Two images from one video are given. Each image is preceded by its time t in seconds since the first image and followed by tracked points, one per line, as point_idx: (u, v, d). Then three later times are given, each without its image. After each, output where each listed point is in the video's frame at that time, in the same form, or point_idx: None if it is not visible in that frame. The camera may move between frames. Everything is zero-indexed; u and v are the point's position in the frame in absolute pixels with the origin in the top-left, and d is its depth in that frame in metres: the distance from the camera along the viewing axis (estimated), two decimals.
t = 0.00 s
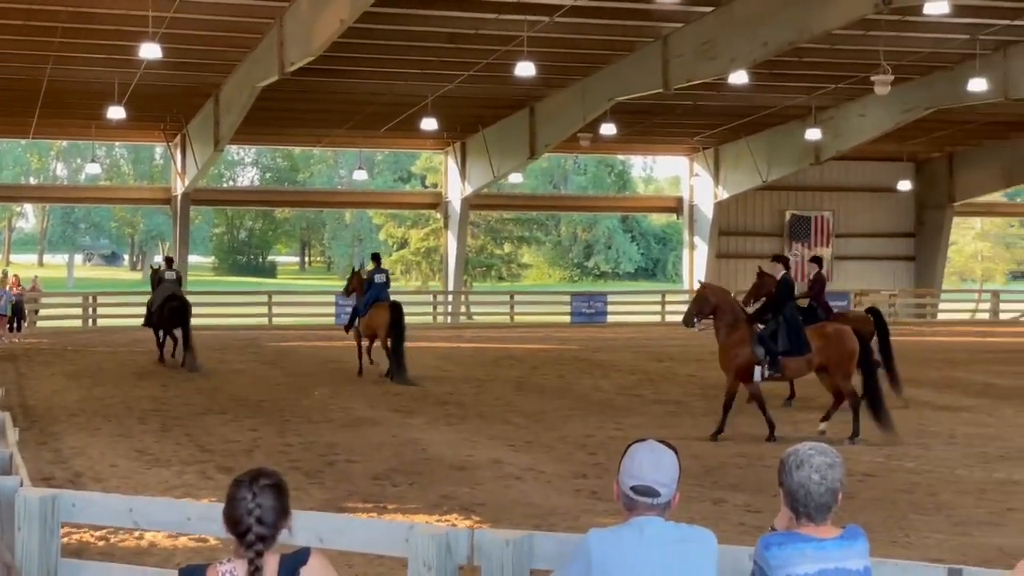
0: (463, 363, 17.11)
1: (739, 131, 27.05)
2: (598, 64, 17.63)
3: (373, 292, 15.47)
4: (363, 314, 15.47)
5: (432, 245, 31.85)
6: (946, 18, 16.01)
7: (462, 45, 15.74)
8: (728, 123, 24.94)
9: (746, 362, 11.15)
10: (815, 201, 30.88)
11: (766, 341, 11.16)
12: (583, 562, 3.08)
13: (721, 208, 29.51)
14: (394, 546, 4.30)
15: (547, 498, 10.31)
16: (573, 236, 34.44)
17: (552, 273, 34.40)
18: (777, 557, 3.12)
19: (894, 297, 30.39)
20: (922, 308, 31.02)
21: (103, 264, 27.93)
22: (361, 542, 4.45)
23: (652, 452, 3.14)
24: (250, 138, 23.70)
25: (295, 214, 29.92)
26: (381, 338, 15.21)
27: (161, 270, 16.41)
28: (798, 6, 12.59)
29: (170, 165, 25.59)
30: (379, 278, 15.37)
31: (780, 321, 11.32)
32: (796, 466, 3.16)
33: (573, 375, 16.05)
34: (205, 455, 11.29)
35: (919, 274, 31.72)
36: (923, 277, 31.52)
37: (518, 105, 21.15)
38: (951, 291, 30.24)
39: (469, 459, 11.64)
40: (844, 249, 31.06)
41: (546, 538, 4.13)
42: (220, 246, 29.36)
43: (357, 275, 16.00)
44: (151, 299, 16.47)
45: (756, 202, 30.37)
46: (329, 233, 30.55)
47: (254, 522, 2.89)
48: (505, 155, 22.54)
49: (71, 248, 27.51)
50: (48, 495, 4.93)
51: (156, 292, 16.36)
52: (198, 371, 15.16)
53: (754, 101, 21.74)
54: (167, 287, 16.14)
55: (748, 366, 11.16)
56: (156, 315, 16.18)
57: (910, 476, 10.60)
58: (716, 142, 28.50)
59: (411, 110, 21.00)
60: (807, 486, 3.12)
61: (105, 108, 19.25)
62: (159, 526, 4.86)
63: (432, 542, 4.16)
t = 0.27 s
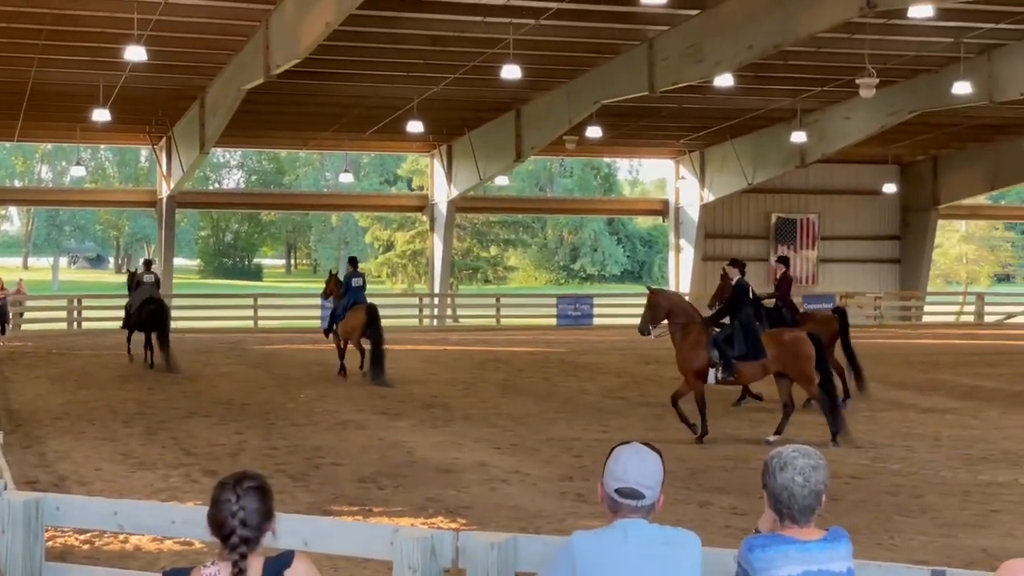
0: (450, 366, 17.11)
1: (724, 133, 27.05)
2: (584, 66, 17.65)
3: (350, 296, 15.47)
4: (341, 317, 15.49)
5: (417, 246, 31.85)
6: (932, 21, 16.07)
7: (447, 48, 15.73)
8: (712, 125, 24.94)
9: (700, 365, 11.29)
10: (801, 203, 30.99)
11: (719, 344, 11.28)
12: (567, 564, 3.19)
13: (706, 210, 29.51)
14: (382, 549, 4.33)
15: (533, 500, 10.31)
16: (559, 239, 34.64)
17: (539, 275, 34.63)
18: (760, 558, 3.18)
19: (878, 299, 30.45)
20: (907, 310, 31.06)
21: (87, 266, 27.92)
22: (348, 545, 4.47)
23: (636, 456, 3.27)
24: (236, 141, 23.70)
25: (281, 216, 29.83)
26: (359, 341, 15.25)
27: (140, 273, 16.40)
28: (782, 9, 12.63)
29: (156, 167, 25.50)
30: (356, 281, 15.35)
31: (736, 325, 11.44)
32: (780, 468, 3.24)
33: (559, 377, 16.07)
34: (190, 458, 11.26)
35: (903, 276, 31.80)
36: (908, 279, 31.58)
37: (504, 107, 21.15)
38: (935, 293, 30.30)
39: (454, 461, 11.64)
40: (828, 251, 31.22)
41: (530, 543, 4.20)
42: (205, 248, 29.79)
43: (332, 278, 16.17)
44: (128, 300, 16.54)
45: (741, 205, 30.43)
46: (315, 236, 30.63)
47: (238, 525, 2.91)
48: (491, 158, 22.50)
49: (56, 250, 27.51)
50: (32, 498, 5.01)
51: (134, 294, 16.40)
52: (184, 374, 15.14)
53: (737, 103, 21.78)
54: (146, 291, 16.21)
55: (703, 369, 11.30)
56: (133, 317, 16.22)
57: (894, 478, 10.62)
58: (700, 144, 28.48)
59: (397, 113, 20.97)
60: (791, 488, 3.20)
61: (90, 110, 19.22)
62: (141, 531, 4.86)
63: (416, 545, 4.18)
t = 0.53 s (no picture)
0: (439, 359, 17.12)
1: (712, 126, 27.05)
2: (573, 59, 17.66)
3: (330, 289, 15.77)
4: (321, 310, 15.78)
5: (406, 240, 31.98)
6: (920, 14, 16.08)
7: (435, 40, 15.71)
8: (701, 118, 25.00)
9: (660, 359, 11.09)
10: (787, 196, 31.02)
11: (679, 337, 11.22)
12: (553, 555, 3.22)
13: (695, 203, 29.54)
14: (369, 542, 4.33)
15: (521, 493, 10.32)
16: (548, 232, 34.88)
17: (528, 268, 34.70)
18: (747, 550, 3.28)
19: (866, 292, 30.49)
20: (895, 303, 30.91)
21: (75, 260, 28.11)
22: (334, 538, 4.45)
23: (626, 447, 3.31)
24: (223, 132, 23.67)
25: (270, 209, 30.40)
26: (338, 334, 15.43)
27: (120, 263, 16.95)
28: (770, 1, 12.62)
29: (144, 160, 25.49)
30: (335, 275, 15.62)
31: (693, 317, 11.46)
32: (767, 461, 3.29)
33: (548, 371, 16.07)
34: (178, 451, 11.25)
35: (891, 270, 31.83)
36: (897, 273, 31.59)
37: (493, 100, 21.15)
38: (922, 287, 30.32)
39: (443, 454, 11.64)
40: (816, 244, 31.25)
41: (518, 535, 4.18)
42: (195, 240, 29.38)
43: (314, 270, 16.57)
44: (108, 291, 17.03)
45: (731, 196, 30.46)
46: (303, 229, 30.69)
47: (225, 517, 2.93)
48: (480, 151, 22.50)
49: (44, 243, 27.59)
50: (18, 492, 4.98)
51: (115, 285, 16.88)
52: (173, 368, 15.12)
53: (725, 96, 21.80)
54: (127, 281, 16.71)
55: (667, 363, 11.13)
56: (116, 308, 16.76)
57: (881, 470, 10.64)
58: (689, 137, 28.49)
59: (386, 106, 20.98)
60: (776, 480, 3.25)
61: (77, 103, 19.21)
62: (130, 523, 4.82)
63: (404, 538, 4.16)
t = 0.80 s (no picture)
0: (438, 355, 17.12)
1: (711, 121, 27.01)
2: (571, 54, 17.65)
3: (320, 280, 16.27)
4: (311, 302, 16.20)
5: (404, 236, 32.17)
6: (919, 10, 16.07)
7: (434, 36, 15.70)
8: (700, 114, 24.99)
9: (625, 356, 11.39)
10: (785, 192, 31.00)
11: (642, 334, 11.36)
12: (552, 549, 3.23)
13: (693, 199, 29.52)
14: (365, 538, 4.31)
15: (520, 488, 10.33)
16: (547, 228, 34.83)
17: (526, 264, 34.72)
18: (745, 545, 3.28)
19: (865, 288, 30.45)
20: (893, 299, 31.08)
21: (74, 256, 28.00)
22: (332, 533, 4.45)
23: (624, 444, 3.32)
24: (222, 128, 23.69)
25: (268, 204, 30.01)
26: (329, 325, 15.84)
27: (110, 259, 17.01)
28: None
29: (142, 156, 25.46)
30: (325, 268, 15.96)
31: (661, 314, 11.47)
32: (765, 456, 3.30)
33: (546, 366, 16.08)
34: (177, 447, 11.26)
35: (890, 266, 31.83)
36: (895, 269, 31.60)
37: (491, 96, 21.16)
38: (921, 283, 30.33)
39: (441, 450, 11.65)
40: (814, 240, 31.25)
41: (514, 532, 4.24)
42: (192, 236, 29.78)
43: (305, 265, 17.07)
44: (100, 288, 17.12)
45: (729, 192, 30.50)
46: (302, 225, 30.83)
47: (223, 513, 2.92)
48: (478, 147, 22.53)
49: (42, 239, 27.61)
50: (17, 488, 5.01)
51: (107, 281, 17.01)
52: (172, 364, 15.13)
53: (723, 92, 21.81)
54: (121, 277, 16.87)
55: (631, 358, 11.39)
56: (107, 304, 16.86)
57: (879, 466, 10.64)
58: (687, 132, 28.47)
59: (383, 101, 20.97)
60: (775, 475, 3.26)
61: (75, 98, 19.20)
62: (126, 517, 4.84)
63: (402, 533, 4.18)
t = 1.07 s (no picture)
0: (436, 350, 17.11)
1: (709, 115, 27.00)
2: (568, 48, 17.64)
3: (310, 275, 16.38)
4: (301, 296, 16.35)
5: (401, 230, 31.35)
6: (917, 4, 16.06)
7: (432, 30, 15.70)
8: (698, 108, 24.99)
9: (591, 346, 11.36)
10: (784, 186, 31.00)
11: (609, 325, 11.30)
12: (550, 542, 3.23)
13: (690, 193, 29.52)
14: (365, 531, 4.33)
15: (517, 482, 10.34)
16: (545, 222, 34.76)
17: (523, 258, 34.75)
18: (744, 538, 3.29)
19: (862, 282, 30.60)
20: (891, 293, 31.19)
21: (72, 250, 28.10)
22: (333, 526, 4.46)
23: (623, 439, 3.32)
24: (221, 122, 23.73)
25: (266, 199, 30.20)
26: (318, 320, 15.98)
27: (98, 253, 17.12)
28: None
29: (140, 150, 25.48)
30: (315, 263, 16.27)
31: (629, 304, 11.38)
32: (763, 450, 3.29)
33: (544, 361, 16.08)
34: (175, 441, 11.27)
35: (888, 261, 31.82)
36: (893, 264, 31.59)
37: (488, 90, 21.16)
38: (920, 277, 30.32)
39: (439, 444, 11.65)
40: (813, 234, 31.25)
41: (513, 523, 4.20)
42: (190, 231, 29.76)
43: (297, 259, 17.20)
44: (92, 282, 17.30)
45: (725, 186, 30.42)
46: (300, 219, 30.93)
47: (222, 507, 2.93)
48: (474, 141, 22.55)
49: (40, 233, 27.66)
50: (14, 483, 4.99)
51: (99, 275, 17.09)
52: (170, 358, 15.13)
53: (722, 86, 21.81)
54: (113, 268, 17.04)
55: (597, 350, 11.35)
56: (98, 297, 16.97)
57: (877, 460, 10.64)
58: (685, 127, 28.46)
59: (380, 95, 20.97)
60: (773, 469, 3.25)
61: (72, 92, 19.22)
62: (125, 512, 4.82)
63: (398, 528, 4.15)
